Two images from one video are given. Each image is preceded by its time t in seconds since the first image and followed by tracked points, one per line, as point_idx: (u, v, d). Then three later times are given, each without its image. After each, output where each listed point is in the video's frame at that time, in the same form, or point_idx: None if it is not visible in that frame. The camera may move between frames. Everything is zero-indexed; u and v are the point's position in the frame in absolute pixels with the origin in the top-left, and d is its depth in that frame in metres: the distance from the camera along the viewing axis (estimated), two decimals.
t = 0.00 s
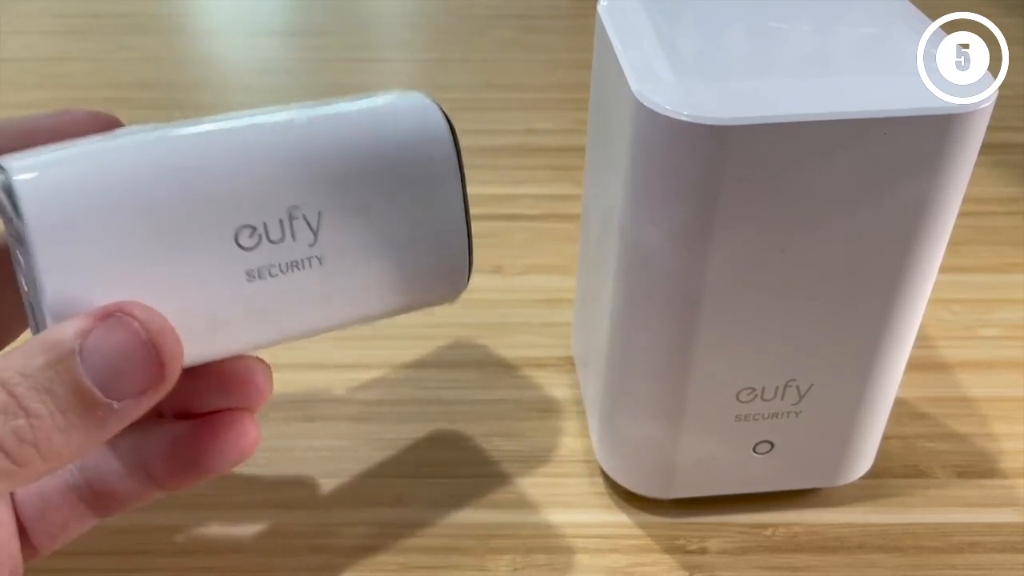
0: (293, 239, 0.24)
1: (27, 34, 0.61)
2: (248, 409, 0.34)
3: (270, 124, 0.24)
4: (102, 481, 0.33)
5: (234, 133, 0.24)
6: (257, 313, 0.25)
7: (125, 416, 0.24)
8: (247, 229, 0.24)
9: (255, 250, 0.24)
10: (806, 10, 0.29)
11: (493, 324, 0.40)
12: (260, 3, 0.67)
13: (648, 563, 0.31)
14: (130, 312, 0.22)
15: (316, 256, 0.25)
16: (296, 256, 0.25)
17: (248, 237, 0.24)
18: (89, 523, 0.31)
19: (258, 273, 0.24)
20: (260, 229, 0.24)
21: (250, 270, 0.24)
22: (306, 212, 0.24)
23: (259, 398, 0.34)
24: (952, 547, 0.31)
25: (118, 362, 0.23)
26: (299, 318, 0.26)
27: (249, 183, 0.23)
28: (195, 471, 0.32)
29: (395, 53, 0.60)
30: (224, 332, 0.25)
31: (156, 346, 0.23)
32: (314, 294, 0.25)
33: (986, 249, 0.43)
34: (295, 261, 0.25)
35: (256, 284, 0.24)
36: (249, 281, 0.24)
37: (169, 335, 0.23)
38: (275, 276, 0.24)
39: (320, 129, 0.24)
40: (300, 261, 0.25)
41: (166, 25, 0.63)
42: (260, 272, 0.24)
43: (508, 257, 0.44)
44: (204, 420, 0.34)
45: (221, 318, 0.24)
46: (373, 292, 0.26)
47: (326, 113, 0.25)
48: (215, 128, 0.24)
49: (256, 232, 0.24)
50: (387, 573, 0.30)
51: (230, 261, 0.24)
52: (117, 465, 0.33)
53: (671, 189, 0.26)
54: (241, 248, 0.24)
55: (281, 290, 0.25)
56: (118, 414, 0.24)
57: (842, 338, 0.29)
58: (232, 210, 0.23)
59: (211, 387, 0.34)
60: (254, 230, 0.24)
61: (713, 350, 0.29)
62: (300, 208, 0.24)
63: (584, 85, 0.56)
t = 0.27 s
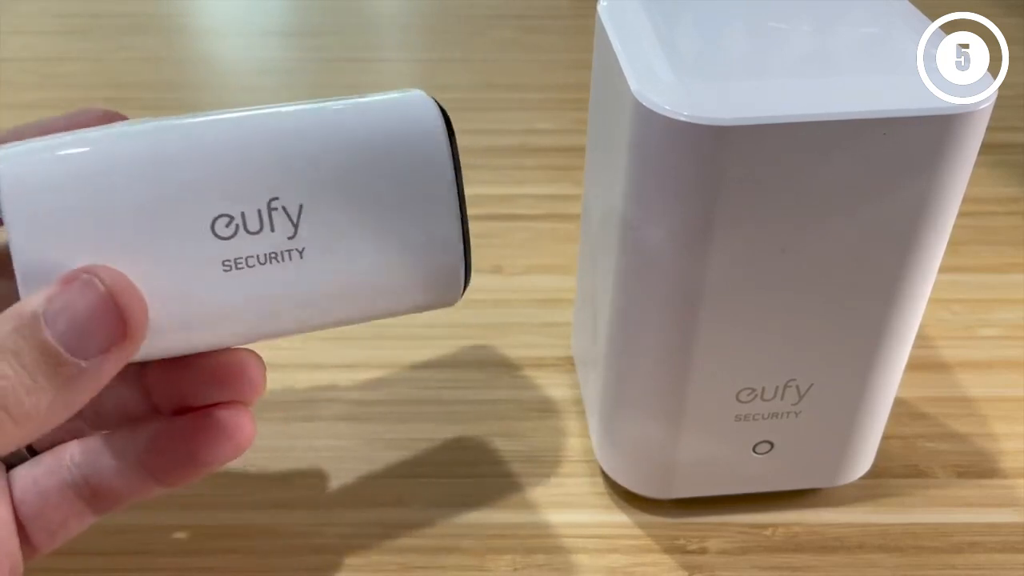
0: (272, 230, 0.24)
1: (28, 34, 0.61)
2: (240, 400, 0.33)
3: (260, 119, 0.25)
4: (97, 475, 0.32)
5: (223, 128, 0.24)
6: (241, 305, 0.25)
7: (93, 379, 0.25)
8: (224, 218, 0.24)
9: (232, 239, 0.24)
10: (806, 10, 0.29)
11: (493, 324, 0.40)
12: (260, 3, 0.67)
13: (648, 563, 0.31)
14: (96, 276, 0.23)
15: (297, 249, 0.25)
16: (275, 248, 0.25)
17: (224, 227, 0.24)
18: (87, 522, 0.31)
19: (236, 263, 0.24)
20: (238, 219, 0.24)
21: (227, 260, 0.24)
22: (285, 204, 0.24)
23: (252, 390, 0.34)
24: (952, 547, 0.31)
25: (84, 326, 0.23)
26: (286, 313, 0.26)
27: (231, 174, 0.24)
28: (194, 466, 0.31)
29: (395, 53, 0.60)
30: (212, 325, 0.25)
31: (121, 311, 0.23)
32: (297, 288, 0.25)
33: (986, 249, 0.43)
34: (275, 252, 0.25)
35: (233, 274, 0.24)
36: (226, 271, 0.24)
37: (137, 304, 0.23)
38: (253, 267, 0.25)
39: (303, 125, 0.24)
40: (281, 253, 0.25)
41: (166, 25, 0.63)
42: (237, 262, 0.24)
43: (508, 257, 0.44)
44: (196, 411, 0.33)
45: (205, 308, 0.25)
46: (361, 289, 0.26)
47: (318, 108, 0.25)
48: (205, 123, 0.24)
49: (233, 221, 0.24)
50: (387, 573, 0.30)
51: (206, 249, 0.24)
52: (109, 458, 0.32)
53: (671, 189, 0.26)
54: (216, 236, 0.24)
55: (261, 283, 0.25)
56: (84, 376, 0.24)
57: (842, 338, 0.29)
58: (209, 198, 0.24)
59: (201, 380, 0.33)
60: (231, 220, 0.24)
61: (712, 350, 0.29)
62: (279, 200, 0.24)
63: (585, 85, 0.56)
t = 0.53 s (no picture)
0: (246, 231, 0.24)
1: (27, 33, 0.61)
2: (236, 402, 0.33)
3: (247, 122, 0.24)
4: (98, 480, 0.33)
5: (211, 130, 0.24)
6: (219, 306, 0.25)
7: (63, 357, 0.24)
8: (198, 218, 0.24)
9: (207, 238, 0.24)
10: (806, 10, 0.29)
11: (493, 324, 0.40)
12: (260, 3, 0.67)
13: (648, 563, 0.31)
14: (67, 254, 0.23)
15: (272, 249, 0.25)
16: (249, 248, 0.24)
17: (199, 226, 0.24)
18: (88, 524, 0.32)
19: (209, 262, 0.24)
20: (212, 218, 0.24)
21: (200, 259, 0.24)
22: (260, 204, 0.24)
23: (248, 393, 0.34)
24: (952, 547, 0.31)
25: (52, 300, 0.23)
26: (266, 315, 0.25)
27: (213, 174, 0.24)
28: (189, 469, 0.32)
29: (395, 53, 0.60)
30: (198, 326, 0.25)
31: (89, 286, 0.23)
32: (274, 290, 0.25)
33: (986, 249, 0.43)
34: (249, 252, 0.24)
35: (207, 273, 0.24)
36: (199, 270, 0.24)
37: (105, 280, 0.23)
38: (227, 266, 0.24)
39: (283, 126, 0.24)
40: (255, 253, 0.24)
41: (167, 25, 0.63)
42: (211, 262, 0.24)
43: (508, 257, 0.44)
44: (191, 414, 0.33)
45: (183, 307, 0.25)
46: (340, 292, 0.25)
47: (305, 111, 0.25)
48: (194, 126, 0.24)
49: (207, 221, 0.24)
50: (387, 572, 0.30)
51: (178, 248, 0.24)
52: (108, 463, 0.33)
53: (671, 189, 0.26)
54: (190, 236, 0.24)
55: (235, 283, 0.25)
56: (54, 351, 0.24)
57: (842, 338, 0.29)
58: (185, 196, 0.24)
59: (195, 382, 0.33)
60: (205, 219, 0.24)
61: (712, 350, 0.29)
62: (254, 200, 0.24)
63: (585, 85, 0.56)
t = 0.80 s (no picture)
0: (237, 227, 0.24)
1: (27, 33, 0.61)
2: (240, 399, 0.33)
3: (241, 113, 0.24)
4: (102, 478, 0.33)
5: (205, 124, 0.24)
6: (215, 304, 0.25)
7: (47, 364, 0.25)
8: (186, 216, 0.23)
9: (197, 237, 0.24)
10: (806, 10, 0.29)
11: (493, 324, 0.40)
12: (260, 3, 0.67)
13: (647, 563, 0.31)
14: (55, 258, 0.23)
15: (264, 245, 0.24)
16: (241, 244, 0.24)
17: (188, 224, 0.24)
18: (92, 524, 0.32)
19: (200, 261, 0.24)
20: (201, 216, 0.23)
21: (191, 258, 0.24)
22: (249, 199, 0.24)
23: (251, 390, 0.34)
24: (952, 547, 0.31)
25: (40, 307, 0.23)
26: (264, 311, 0.25)
27: (202, 169, 0.23)
28: (193, 467, 0.32)
29: (395, 53, 0.60)
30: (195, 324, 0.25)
31: (76, 293, 0.23)
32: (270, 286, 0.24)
33: (986, 248, 0.43)
34: (241, 249, 0.24)
35: (199, 272, 0.24)
36: (191, 269, 0.24)
37: (95, 287, 0.23)
38: (219, 264, 0.24)
39: (274, 118, 0.24)
40: (246, 250, 0.24)
41: (167, 25, 0.63)
42: (203, 260, 0.24)
43: (508, 257, 0.44)
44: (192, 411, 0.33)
45: (181, 306, 0.24)
46: (336, 285, 0.25)
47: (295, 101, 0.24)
48: (186, 119, 0.24)
49: (196, 219, 0.24)
50: (387, 573, 0.30)
51: (170, 247, 0.24)
52: (110, 461, 0.33)
53: (671, 190, 0.26)
54: (180, 235, 0.24)
55: (228, 281, 0.24)
56: (37, 359, 0.25)
57: (843, 337, 0.29)
58: (176, 194, 0.23)
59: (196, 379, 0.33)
60: (194, 217, 0.23)
61: (713, 350, 0.29)
62: (242, 196, 0.23)
63: (584, 85, 0.56)
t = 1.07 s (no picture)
0: (270, 273, 0.25)
1: (27, 33, 0.61)
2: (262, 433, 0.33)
3: (272, 161, 0.25)
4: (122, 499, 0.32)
5: (243, 169, 0.25)
6: (245, 342, 0.25)
7: (80, 399, 0.25)
8: (223, 262, 0.24)
9: (231, 282, 0.25)
10: (806, 10, 0.29)
11: (493, 324, 0.40)
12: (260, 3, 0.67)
13: (647, 563, 0.31)
14: (108, 299, 0.24)
15: (295, 290, 0.25)
16: (273, 289, 0.25)
17: (224, 270, 0.24)
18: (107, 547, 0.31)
19: (235, 304, 0.25)
20: (236, 262, 0.24)
21: (227, 302, 0.25)
22: (284, 247, 0.25)
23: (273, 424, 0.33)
24: (951, 547, 0.31)
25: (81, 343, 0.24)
26: (295, 350, 0.26)
27: (241, 216, 0.24)
28: (212, 495, 0.31)
29: (395, 53, 0.60)
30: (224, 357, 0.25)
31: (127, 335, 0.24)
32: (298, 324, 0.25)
33: (986, 248, 0.43)
34: (273, 294, 0.25)
35: (233, 315, 0.25)
36: (226, 312, 0.25)
37: (141, 325, 0.24)
38: (252, 307, 0.25)
39: (306, 166, 0.25)
40: (278, 295, 0.25)
41: (167, 25, 0.63)
42: (237, 303, 0.25)
43: (508, 257, 0.44)
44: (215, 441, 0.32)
45: (211, 347, 0.25)
46: (361, 329, 0.26)
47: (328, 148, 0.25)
48: (221, 168, 0.25)
49: (232, 264, 0.24)
50: (387, 573, 0.30)
51: (207, 292, 0.25)
52: (131, 483, 0.33)
53: (672, 189, 0.26)
54: (216, 280, 0.25)
55: (260, 324, 0.25)
56: (71, 395, 0.25)
57: (843, 338, 0.29)
58: (211, 242, 0.24)
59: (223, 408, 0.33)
60: (230, 262, 0.24)
61: (713, 350, 0.29)
62: (277, 243, 0.25)
63: (584, 85, 0.56)
